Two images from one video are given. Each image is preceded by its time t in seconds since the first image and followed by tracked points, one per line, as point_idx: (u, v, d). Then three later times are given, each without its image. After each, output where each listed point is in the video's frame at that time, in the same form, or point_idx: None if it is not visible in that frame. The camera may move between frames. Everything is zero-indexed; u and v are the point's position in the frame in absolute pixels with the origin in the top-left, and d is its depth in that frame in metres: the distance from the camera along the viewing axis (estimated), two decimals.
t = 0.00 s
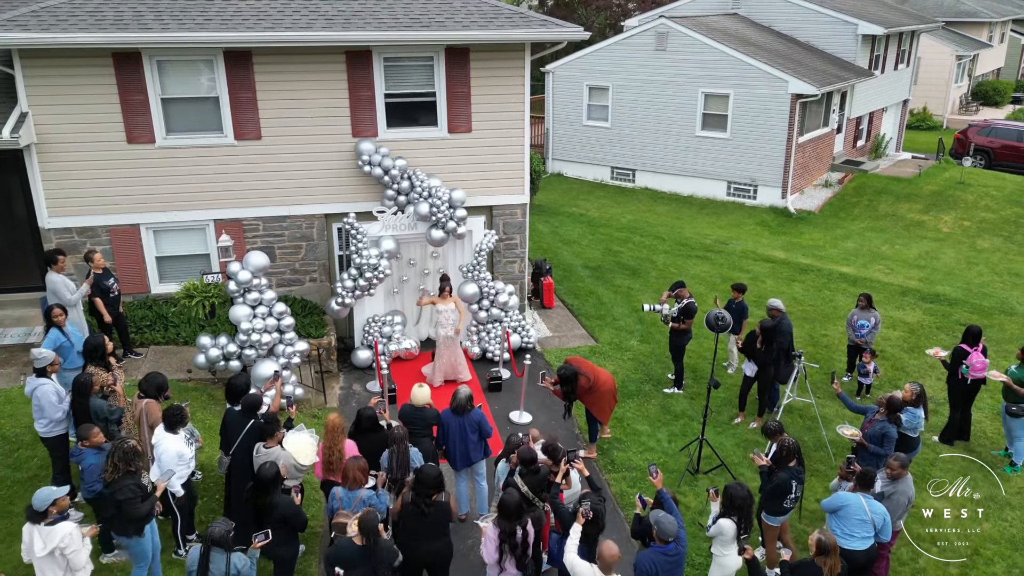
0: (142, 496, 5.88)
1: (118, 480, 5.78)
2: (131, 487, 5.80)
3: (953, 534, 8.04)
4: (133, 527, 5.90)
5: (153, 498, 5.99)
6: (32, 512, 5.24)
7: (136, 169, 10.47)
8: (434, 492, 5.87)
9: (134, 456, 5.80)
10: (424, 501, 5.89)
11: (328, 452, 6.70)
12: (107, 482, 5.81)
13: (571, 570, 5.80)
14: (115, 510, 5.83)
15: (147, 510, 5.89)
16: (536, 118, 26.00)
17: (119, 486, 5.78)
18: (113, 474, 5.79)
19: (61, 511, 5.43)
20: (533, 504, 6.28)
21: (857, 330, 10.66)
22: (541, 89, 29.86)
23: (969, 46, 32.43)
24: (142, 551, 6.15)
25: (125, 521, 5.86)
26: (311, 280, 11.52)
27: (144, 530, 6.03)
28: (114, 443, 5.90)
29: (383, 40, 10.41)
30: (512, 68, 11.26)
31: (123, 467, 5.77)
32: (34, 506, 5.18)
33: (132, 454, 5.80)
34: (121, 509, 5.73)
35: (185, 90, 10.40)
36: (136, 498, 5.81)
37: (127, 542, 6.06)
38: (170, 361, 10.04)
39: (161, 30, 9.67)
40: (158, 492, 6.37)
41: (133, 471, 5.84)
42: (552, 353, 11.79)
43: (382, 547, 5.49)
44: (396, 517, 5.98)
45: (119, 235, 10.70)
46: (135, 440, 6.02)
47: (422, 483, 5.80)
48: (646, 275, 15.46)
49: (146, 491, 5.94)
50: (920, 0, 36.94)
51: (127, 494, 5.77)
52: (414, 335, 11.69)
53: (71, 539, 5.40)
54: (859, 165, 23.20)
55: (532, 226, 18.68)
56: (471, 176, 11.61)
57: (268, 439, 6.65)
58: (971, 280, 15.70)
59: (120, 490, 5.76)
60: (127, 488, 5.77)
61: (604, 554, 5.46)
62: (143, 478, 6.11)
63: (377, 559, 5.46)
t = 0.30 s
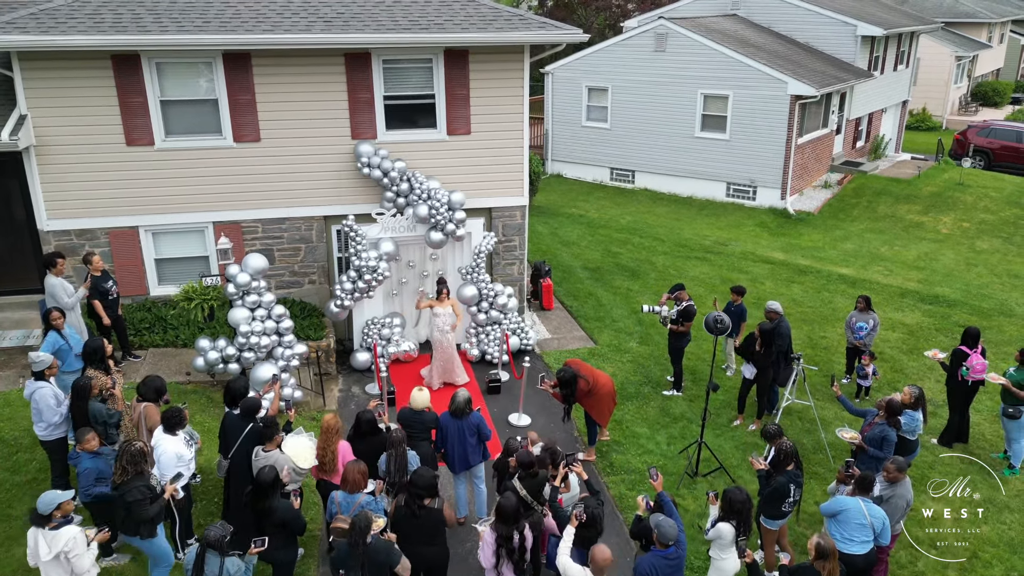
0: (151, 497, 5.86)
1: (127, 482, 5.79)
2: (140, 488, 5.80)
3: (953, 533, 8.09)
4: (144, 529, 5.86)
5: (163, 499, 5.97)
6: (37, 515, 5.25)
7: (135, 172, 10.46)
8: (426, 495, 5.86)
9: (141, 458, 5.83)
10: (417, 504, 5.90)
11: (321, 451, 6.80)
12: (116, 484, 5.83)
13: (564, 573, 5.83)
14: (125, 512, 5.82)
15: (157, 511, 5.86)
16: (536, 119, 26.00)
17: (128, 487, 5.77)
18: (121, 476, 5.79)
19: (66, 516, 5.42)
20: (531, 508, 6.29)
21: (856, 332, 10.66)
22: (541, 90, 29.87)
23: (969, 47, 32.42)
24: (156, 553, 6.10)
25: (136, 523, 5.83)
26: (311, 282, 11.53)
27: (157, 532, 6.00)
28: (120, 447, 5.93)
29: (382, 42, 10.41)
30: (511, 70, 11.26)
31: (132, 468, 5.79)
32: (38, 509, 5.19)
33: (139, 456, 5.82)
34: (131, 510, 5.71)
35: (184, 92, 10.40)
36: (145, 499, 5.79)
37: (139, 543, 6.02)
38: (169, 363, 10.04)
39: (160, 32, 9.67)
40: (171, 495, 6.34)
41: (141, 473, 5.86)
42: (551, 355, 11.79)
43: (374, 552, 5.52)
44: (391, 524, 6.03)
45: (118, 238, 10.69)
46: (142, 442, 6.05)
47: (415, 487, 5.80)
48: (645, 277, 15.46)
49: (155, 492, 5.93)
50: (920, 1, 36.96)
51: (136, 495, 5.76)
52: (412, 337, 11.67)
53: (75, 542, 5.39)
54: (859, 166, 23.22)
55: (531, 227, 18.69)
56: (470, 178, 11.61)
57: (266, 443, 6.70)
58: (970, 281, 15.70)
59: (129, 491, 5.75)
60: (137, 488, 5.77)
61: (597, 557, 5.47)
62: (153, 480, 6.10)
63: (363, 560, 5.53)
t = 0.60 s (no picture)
0: (161, 511, 5.87)
1: (136, 497, 5.80)
2: (150, 502, 5.81)
3: (953, 532, 8.26)
4: (153, 543, 5.88)
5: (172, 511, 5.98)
6: (46, 526, 5.29)
7: (134, 178, 10.47)
8: (421, 505, 5.91)
9: (150, 473, 5.82)
10: (413, 513, 5.94)
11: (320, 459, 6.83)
12: (126, 499, 5.83)
13: None
14: (135, 527, 5.83)
15: (167, 524, 5.88)
16: (535, 122, 26.02)
17: (138, 502, 5.79)
18: (131, 491, 5.79)
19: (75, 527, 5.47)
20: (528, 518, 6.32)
21: (854, 338, 10.65)
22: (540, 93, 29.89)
23: (968, 49, 32.47)
24: (161, 565, 6.16)
25: (145, 537, 5.85)
26: (310, 288, 11.54)
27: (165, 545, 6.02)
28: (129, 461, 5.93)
29: (381, 49, 10.43)
30: (510, 76, 11.27)
31: (140, 483, 5.79)
32: (46, 520, 5.24)
33: (148, 470, 5.81)
34: (142, 525, 5.73)
35: (184, 99, 10.41)
36: (155, 513, 5.80)
37: (146, 557, 6.07)
38: (168, 370, 10.05)
39: (160, 39, 9.69)
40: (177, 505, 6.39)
41: (151, 487, 5.86)
42: (550, 360, 11.80)
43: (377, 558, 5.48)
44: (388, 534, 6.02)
45: (118, 244, 10.70)
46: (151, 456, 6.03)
47: (409, 497, 5.85)
48: (644, 281, 15.48)
49: (165, 505, 5.94)
50: (919, 2, 36.98)
51: (146, 510, 5.78)
52: (411, 343, 11.69)
53: (86, 553, 5.40)
54: (858, 169, 23.24)
55: (531, 230, 18.70)
56: (470, 184, 11.62)
57: (266, 452, 6.64)
58: (968, 285, 15.73)
59: (139, 506, 5.77)
60: (146, 503, 5.78)
61: (594, 567, 5.48)
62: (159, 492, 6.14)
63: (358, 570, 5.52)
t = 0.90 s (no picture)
0: (172, 517, 5.99)
1: (145, 506, 5.85)
2: (160, 510, 5.91)
3: (952, 531, 8.33)
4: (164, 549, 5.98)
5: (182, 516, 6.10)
6: (58, 532, 5.34)
7: (135, 181, 10.49)
8: (420, 509, 5.92)
9: (157, 482, 5.84)
10: (413, 518, 5.95)
11: (320, 466, 6.84)
12: (135, 508, 5.87)
13: None
14: (148, 535, 5.93)
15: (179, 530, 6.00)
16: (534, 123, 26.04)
17: (149, 511, 5.87)
18: (139, 502, 5.83)
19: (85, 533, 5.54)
20: (528, 521, 6.37)
21: (853, 341, 10.67)
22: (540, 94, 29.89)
23: (967, 50, 32.50)
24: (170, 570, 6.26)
25: (158, 544, 5.95)
26: (310, 291, 11.56)
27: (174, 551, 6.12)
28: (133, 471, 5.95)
29: (381, 53, 10.45)
30: (510, 79, 11.29)
31: (148, 493, 5.82)
32: (60, 524, 5.32)
33: (155, 479, 5.83)
34: (154, 533, 5.83)
35: (184, 102, 10.43)
36: (167, 520, 5.92)
37: (156, 563, 6.15)
38: (169, 373, 10.07)
39: (160, 43, 9.71)
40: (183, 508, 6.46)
41: (158, 495, 5.92)
42: (550, 363, 11.83)
43: (376, 561, 5.52)
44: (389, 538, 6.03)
45: (118, 247, 10.71)
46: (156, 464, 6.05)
47: (407, 503, 5.87)
48: (643, 283, 15.51)
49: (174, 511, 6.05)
50: (919, 3, 37.02)
51: (158, 517, 5.89)
52: (411, 345, 11.72)
53: (97, 557, 5.44)
54: (857, 170, 23.27)
55: (530, 232, 18.72)
56: (469, 187, 11.64)
57: (266, 456, 6.71)
58: (968, 287, 15.75)
59: (150, 514, 5.87)
60: (157, 511, 5.89)
61: (595, 570, 5.49)
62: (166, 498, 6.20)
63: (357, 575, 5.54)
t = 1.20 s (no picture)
0: (179, 516, 5.99)
1: (152, 507, 5.87)
2: (167, 510, 5.91)
3: (951, 530, 8.36)
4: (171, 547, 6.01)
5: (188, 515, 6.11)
6: (64, 531, 5.38)
7: (135, 182, 10.49)
8: (422, 509, 5.93)
9: (163, 483, 5.84)
10: (415, 518, 5.95)
11: (320, 466, 6.84)
12: (142, 509, 5.89)
13: None
14: (156, 534, 5.95)
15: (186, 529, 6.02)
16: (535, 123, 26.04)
17: (156, 511, 5.88)
18: (147, 502, 5.84)
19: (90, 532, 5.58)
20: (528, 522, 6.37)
21: (853, 341, 10.67)
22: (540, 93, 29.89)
23: (968, 50, 32.52)
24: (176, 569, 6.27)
25: (164, 543, 5.98)
26: (310, 291, 11.56)
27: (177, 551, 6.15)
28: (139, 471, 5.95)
29: (381, 53, 10.45)
30: (510, 80, 11.29)
31: (155, 494, 5.83)
32: (65, 524, 5.35)
33: (161, 480, 5.83)
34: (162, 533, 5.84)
35: (184, 103, 10.43)
36: (174, 519, 5.93)
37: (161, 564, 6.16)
38: (170, 373, 10.08)
39: (160, 44, 9.72)
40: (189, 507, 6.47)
41: (166, 496, 5.92)
42: (550, 363, 11.84)
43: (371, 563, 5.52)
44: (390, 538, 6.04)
45: (118, 248, 10.71)
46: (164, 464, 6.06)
47: (408, 503, 5.88)
48: (644, 283, 15.51)
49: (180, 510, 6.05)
50: (920, 3, 37.01)
51: (165, 517, 5.89)
52: (412, 345, 11.73)
53: (102, 557, 5.48)
54: (857, 170, 23.28)
55: (531, 232, 18.72)
56: (470, 187, 11.64)
57: (266, 457, 6.72)
58: (968, 288, 15.76)
59: (157, 514, 5.87)
60: (164, 511, 5.88)
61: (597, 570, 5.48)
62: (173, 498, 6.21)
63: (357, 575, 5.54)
